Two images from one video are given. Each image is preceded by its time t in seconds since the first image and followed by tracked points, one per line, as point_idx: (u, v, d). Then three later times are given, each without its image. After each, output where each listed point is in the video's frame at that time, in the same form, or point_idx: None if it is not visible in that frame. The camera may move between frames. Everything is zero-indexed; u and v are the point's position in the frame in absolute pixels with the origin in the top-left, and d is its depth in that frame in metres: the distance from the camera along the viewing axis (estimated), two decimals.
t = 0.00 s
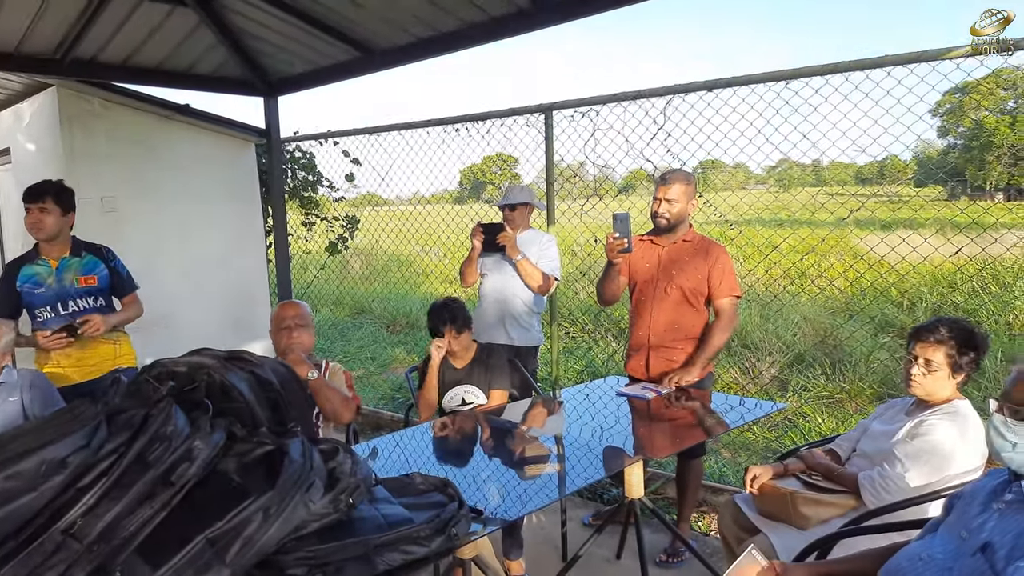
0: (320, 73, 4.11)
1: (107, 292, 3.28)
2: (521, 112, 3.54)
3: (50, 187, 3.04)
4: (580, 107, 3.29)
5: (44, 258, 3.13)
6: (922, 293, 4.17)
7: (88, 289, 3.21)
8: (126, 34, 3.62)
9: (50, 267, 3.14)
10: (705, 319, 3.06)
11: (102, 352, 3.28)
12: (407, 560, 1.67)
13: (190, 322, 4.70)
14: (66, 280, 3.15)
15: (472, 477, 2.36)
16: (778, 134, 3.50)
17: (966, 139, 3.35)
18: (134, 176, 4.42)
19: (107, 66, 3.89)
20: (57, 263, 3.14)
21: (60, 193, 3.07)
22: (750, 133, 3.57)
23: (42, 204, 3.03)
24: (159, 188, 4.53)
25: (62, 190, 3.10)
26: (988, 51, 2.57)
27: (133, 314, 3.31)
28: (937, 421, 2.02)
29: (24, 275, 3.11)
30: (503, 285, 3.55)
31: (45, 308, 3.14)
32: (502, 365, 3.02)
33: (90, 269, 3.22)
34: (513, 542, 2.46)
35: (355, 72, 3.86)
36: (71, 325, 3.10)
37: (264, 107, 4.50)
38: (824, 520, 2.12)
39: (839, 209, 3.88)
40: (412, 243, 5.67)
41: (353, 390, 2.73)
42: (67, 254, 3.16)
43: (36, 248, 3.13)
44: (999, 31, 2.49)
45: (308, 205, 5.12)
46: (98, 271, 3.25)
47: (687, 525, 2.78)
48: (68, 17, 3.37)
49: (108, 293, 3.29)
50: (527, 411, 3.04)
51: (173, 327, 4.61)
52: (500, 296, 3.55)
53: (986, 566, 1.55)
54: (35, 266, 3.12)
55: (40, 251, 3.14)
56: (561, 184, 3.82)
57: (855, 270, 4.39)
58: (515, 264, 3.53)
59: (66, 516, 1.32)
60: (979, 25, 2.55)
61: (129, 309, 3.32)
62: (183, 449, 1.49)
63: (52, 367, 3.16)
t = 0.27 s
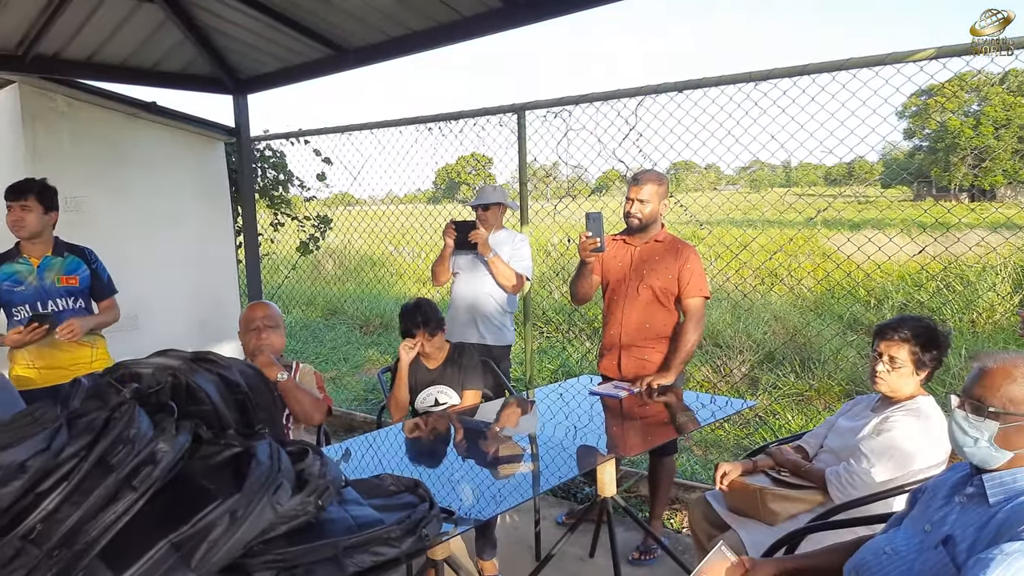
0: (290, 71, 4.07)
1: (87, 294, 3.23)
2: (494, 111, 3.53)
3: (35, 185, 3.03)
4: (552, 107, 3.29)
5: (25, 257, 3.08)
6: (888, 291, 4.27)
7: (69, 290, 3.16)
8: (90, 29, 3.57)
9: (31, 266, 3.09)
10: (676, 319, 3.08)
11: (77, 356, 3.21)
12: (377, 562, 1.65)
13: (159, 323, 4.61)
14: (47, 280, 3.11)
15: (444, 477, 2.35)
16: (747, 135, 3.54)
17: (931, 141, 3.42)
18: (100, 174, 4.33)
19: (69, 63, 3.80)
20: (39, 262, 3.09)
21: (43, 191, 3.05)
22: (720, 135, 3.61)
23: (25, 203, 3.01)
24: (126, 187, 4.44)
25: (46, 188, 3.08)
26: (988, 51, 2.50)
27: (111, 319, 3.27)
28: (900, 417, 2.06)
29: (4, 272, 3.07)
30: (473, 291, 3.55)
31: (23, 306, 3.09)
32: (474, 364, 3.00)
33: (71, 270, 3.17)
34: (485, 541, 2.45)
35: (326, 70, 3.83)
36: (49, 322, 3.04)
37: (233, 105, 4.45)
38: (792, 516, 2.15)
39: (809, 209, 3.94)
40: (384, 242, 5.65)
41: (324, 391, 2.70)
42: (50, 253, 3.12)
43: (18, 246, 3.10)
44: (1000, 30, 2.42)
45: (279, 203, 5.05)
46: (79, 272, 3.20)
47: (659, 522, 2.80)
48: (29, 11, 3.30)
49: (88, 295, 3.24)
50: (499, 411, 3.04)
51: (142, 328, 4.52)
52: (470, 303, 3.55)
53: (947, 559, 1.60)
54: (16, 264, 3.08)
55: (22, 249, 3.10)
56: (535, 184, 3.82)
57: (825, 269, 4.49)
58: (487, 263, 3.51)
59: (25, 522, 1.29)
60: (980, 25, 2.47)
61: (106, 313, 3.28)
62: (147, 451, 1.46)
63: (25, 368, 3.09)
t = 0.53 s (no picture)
0: (265, 70, 4.03)
1: (76, 296, 3.20)
2: (471, 112, 3.52)
3: (23, 186, 2.97)
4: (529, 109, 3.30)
5: (16, 257, 3.04)
6: (860, 291, 4.35)
7: (60, 292, 3.13)
8: (60, 27, 3.52)
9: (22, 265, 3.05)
10: (652, 319, 3.10)
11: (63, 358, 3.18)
12: (350, 565, 1.63)
13: (131, 325, 4.53)
14: (38, 280, 3.07)
15: (421, 479, 2.33)
16: (721, 137, 3.58)
17: (902, 144, 3.54)
18: (70, 174, 4.25)
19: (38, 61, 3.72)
20: (31, 262, 3.05)
21: (33, 192, 2.99)
22: (695, 136, 3.64)
23: (14, 203, 2.95)
24: (99, 188, 4.37)
25: (35, 188, 3.02)
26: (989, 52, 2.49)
27: (100, 322, 3.26)
28: (871, 414, 2.09)
29: None
30: (449, 294, 3.54)
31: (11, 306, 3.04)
32: (451, 366, 2.98)
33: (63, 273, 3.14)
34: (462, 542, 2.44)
35: (301, 70, 3.81)
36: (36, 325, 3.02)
37: (206, 104, 4.40)
38: (765, 513, 2.17)
39: (784, 210, 3.98)
40: (361, 243, 5.60)
41: (298, 394, 2.68)
42: (42, 254, 3.09)
43: (8, 245, 3.05)
44: (999, 30, 2.42)
45: (255, 203, 5.01)
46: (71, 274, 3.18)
47: (636, 522, 2.81)
48: None
49: (77, 298, 3.21)
50: (477, 412, 3.03)
51: (114, 330, 4.44)
52: (445, 306, 3.55)
53: (917, 555, 1.62)
54: (7, 263, 3.03)
55: (12, 248, 3.06)
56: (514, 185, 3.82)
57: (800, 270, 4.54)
58: (464, 263, 3.51)
59: None
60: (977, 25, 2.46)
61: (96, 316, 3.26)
62: (115, 456, 1.43)
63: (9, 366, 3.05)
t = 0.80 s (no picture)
0: (233, 70, 3.99)
1: (58, 301, 3.15)
2: (442, 113, 3.47)
3: (10, 187, 2.92)
4: (500, 111, 3.30)
5: None
6: (828, 292, 4.42)
7: (43, 295, 3.06)
8: (20, 24, 3.45)
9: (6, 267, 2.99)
10: (623, 318, 3.11)
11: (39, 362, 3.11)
12: (318, 569, 1.61)
13: (97, 329, 4.43)
14: (21, 283, 3.01)
15: (392, 482, 2.32)
16: (690, 139, 3.63)
17: (868, 147, 3.70)
18: (32, 175, 4.15)
19: None
20: (14, 264, 2.99)
21: (18, 194, 2.94)
22: (666, 139, 3.67)
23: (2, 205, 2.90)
24: (63, 189, 4.28)
25: (20, 189, 2.96)
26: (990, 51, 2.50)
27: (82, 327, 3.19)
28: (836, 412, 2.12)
29: None
30: (421, 296, 3.52)
31: None
32: (423, 368, 2.98)
33: (47, 276, 3.08)
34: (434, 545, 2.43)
35: (271, 70, 3.77)
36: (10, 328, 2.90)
37: (174, 104, 4.35)
38: (734, 511, 2.19)
39: (754, 211, 4.03)
40: (333, 245, 5.52)
41: (266, 397, 2.65)
42: (26, 257, 3.03)
43: None
44: (999, 30, 2.45)
45: (224, 204, 4.91)
46: (54, 278, 3.12)
47: (608, 521, 2.82)
48: None
49: (59, 302, 3.15)
50: (449, 413, 3.01)
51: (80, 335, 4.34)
52: (416, 312, 3.53)
53: (880, 551, 1.65)
54: None
55: None
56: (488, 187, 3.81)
57: (770, 270, 4.60)
58: (436, 264, 3.50)
59: None
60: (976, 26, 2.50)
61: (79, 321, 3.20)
62: (74, 462, 1.41)
63: None
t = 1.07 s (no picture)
0: (201, 69, 3.93)
1: (22, 304, 3.07)
2: (413, 114, 3.45)
3: None
4: (471, 111, 3.29)
5: None
6: (797, 292, 4.49)
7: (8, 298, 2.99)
8: None
9: None
10: (595, 319, 3.12)
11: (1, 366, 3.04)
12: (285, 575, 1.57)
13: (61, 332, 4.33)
14: None
15: (363, 485, 2.30)
16: (661, 141, 3.67)
17: (836, 149, 3.62)
18: None
19: None
20: None
21: None
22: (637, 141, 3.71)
23: None
24: (28, 191, 4.18)
25: None
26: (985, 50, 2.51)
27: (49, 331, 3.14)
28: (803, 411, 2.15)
29: None
30: (393, 298, 3.50)
31: None
32: (395, 370, 2.97)
33: (13, 279, 3.02)
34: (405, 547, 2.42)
35: (239, 69, 3.73)
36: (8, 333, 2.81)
37: (139, 103, 4.29)
38: (704, 510, 2.21)
39: (726, 213, 4.06)
40: (304, 246, 5.48)
41: (234, 401, 2.61)
42: None
43: None
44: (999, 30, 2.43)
45: (191, 205, 4.83)
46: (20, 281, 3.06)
47: (580, 521, 2.82)
48: None
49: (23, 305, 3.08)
50: (422, 415, 2.98)
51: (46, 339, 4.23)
52: (388, 311, 3.51)
53: (845, 548, 1.67)
54: None
55: None
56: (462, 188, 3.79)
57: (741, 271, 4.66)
58: (408, 266, 3.47)
59: None
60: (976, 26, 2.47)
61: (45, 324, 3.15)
62: (31, 468, 1.36)
63: None
